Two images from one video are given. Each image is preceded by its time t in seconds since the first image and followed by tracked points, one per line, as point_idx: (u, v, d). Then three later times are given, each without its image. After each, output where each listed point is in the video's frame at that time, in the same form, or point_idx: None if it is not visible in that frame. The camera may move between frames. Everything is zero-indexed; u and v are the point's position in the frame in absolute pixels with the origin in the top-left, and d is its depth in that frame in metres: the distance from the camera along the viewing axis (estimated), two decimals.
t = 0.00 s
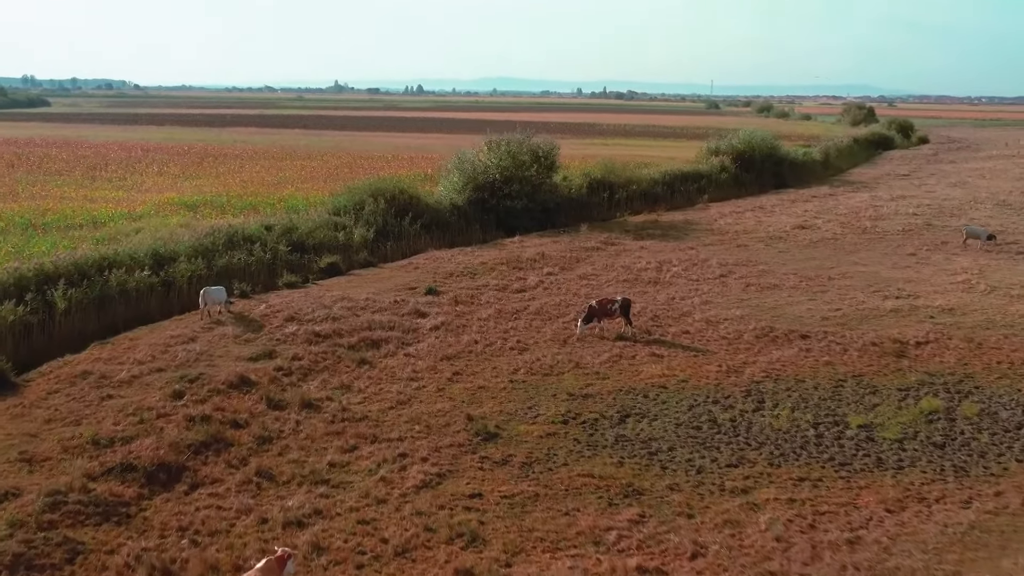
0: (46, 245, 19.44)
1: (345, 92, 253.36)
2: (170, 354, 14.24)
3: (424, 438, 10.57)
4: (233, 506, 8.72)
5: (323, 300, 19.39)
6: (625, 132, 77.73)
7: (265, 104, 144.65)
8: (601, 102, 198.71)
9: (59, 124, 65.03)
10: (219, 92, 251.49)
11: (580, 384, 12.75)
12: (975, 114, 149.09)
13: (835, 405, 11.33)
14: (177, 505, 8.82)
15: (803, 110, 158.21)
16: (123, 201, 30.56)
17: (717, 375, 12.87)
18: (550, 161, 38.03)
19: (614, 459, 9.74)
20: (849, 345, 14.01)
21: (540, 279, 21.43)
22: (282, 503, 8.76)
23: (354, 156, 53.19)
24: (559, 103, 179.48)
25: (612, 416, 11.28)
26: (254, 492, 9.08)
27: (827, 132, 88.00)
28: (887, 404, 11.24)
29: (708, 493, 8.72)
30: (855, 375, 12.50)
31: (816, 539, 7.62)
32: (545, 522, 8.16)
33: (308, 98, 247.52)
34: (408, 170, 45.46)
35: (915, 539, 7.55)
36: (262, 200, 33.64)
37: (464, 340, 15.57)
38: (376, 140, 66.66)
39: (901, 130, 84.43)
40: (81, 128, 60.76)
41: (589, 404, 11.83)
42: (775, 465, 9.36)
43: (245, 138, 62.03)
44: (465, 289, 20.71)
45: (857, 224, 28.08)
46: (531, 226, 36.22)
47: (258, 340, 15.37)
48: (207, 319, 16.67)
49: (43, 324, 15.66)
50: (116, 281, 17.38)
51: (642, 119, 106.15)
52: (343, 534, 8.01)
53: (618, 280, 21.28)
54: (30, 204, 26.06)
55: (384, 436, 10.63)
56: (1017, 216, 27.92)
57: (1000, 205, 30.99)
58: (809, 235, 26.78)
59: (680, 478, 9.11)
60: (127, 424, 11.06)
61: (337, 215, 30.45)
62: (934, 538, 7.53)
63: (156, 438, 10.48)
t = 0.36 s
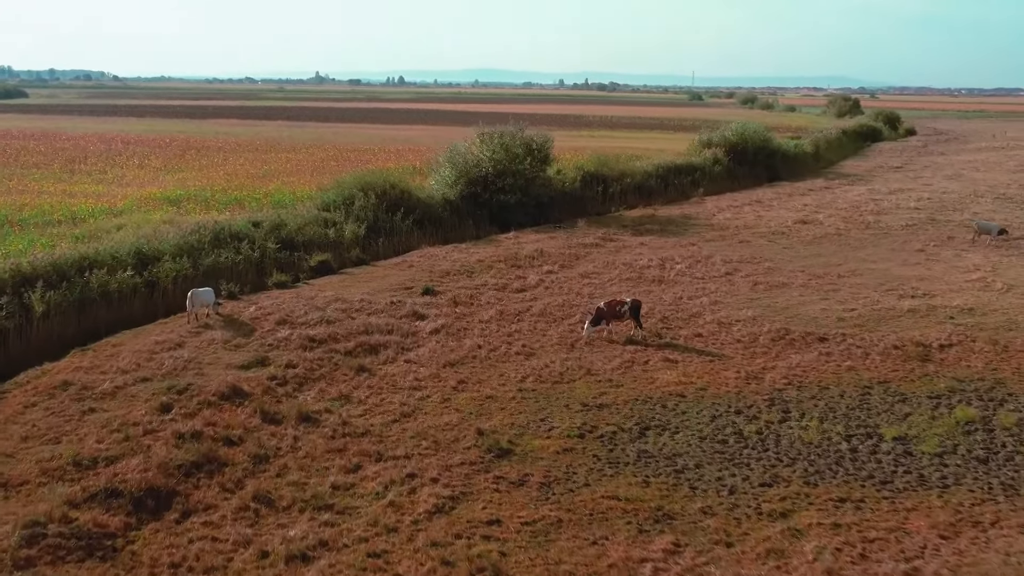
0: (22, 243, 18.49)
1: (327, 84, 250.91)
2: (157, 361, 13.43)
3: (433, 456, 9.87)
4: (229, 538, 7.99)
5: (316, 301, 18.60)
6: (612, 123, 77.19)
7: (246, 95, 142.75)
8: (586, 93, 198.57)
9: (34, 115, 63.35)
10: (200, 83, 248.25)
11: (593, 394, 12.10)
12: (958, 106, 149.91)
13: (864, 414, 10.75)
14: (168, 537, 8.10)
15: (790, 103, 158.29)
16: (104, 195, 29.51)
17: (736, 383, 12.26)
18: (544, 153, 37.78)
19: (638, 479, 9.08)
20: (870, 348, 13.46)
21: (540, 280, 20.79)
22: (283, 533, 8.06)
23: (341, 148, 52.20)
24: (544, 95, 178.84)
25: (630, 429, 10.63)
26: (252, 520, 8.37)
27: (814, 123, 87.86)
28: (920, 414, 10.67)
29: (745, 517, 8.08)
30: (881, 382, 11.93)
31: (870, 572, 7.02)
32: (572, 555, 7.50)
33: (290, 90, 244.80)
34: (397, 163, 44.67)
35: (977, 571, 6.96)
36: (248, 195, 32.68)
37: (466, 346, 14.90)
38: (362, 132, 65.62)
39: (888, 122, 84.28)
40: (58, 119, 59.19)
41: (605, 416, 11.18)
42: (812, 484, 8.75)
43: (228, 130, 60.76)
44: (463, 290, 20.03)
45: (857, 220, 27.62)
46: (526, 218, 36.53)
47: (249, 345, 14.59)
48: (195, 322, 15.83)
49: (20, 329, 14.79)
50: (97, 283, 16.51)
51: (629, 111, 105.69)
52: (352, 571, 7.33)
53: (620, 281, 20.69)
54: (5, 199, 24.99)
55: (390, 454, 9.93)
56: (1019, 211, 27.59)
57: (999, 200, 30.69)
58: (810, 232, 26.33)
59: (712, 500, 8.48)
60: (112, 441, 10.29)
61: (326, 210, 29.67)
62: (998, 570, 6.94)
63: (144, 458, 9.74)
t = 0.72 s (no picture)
0: None
1: (304, 74, 247.86)
2: (143, 369, 12.62)
3: (446, 476, 9.21)
4: None
5: (308, 302, 17.80)
6: (595, 114, 76.60)
7: (220, 85, 140.44)
8: (566, 83, 197.82)
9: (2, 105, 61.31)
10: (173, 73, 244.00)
11: (609, 403, 11.48)
12: (935, 97, 151.26)
13: (899, 423, 10.21)
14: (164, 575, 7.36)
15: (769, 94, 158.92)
16: (79, 190, 28.34)
17: (758, 390, 11.70)
18: (533, 145, 37.32)
19: (671, 499, 8.45)
20: (892, 351, 12.98)
21: (539, 281, 20.21)
22: (291, 569, 7.36)
23: (322, 140, 51.10)
24: (523, 84, 177.98)
25: (653, 443, 10.01)
26: (257, 555, 7.65)
27: (797, 113, 87.83)
28: (957, 422, 10.16)
29: (792, 543, 7.49)
30: (910, 387, 11.42)
31: None
32: None
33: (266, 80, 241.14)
34: (381, 156, 43.76)
35: None
36: (230, 188, 31.64)
37: (470, 351, 14.24)
38: (342, 123, 64.41)
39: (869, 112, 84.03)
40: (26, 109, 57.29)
41: (625, 428, 10.55)
42: (858, 503, 8.18)
43: (204, 121, 59.23)
44: (460, 290, 19.36)
45: (855, 219, 27.32)
46: (514, 212, 36.20)
47: (241, 350, 13.78)
48: (181, 325, 14.96)
49: None
50: (75, 284, 15.58)
51: (610, 101, 105.16)
52: None
53: (621, 281, 20.15)
54: None
55: (400, 474, 9.25)
56: (1016, 206, 27.44)
57: (994, 197, 30.59)
58: (807, 231, 26.01)
59: (753, 523, 7.88)
60: (97, 462, 9.48)
61: (312, 204, 28.80)
62: None
63: (133, 482, 8.96)
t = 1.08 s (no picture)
0: None
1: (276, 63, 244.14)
2: (130, 377, 11.84)
3: (465, 495, 8.62)
4: None
5: (299, 301, 17.05)
6: (572, 104, 76.01)
7: (188, 75, 137.72)
8: (541, 72, 196.98)
9: None
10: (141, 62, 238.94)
11: (626, 412, 10.95)
12: (907, 86, 152.58)
13: (933, 430, 9.80)
14: None
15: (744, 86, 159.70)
16: (50, 184, 27.16)
17: (780, 395, 11.25)
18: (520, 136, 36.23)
19: (709, 519, 7.94)
20: (912, 351, 12.63)
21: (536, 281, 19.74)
22: None
23: (300, 131, 50.00)
24: (498, 74, 176.88)
25: (680, 455, 9.49)
26: None
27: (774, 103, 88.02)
28: (993, 429, 9.78)
29: (845, 569, 7.01)
30: (937, 390, 11.04)
31: None
32: None
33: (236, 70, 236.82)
34: (362, 148, 42.86)
35: None
36: (209, 182, 30.60)
37: (474, 356, 13.64)
38: (318, 114, 63.22)
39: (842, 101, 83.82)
40: None
41: (647, 439, 10.02)
42: (907, 521, 7.72)
43: (175, 112, 57.70)
44: (456, 290, 18.75)
45: (848, 215, 27.18)
46: (500, 205, 35.62)
47: (233, 355, 13.04)
48: (167, 328, 14.13)
49: None
50: (53, 285, 14.70)
51: (587, 91, 104.53)
52: None
53: (619, 281, 19.69)
54: None
55: (416, 494, 8.64)
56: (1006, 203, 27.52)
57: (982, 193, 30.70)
58: (801, 230, 25.79)
59: (800, 546, 7.38)
60: (86, 485, 8.75)
61: (295, 198, 27.92)
62: None
63: (127, 507, 8.24)
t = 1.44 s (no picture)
0: None
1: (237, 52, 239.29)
2: (119, 387, 10.96)
3: (499, 520, 8.01)
4: None
5: (289, 301, 16.23)
6: (543, 93, 75.39)
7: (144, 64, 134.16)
8: (507, 62, 196.24)
9: None
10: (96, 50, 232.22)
11: (652, 422, 10.43)
12: (867, 75, 155.38)
13: (975, 438, 9.43)
14: None
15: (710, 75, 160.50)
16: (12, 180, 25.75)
17: (809, 400, 10.83)
18: (500, 126, 35.72)
19: (764, 542, 7.44)
20: (935, 350, 12.33)
21: (533, 281, 19.23)
22: None
23: (269, 121, 48.64)
24: (464, 63, 175.68)
25: (718, 469, 8.98)
26: None
27: (743, 91, 88.53)
28: None
29: None
30: (969, 393, 10.71)
31: None
32: None
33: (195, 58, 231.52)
34: (336, 139, 41.79)
35: None
36: (181, 174, 29.35)
37: (482, 362, 13.04)
38: (285, 104, 61.74)
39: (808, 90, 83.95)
40: None
41: (680, 452, 9.50)
42: (973, 543, 7.30)
43: (135, 102, 55.76)
44: (451, 289, 18.12)
45: (835, 214, 27.24)
46: (481, 198, 34.99)
47: (228, 363, 12.23)
48: (154, 333, 13.24)
49: None
50: (27, 288, 13.73)
51: (555, 80, 104.03)
52: None
53: (617, 280, 19.27)
54: None
55: (446, 518, 8.02)
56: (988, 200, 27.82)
57: (962, 186, 31.02)
58: (790, 226, 25.68)
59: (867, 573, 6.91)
60: (83, 515, 7.95)
61: (273, 191, 26.88)
62: None
63: (132, 542, 7.48)
